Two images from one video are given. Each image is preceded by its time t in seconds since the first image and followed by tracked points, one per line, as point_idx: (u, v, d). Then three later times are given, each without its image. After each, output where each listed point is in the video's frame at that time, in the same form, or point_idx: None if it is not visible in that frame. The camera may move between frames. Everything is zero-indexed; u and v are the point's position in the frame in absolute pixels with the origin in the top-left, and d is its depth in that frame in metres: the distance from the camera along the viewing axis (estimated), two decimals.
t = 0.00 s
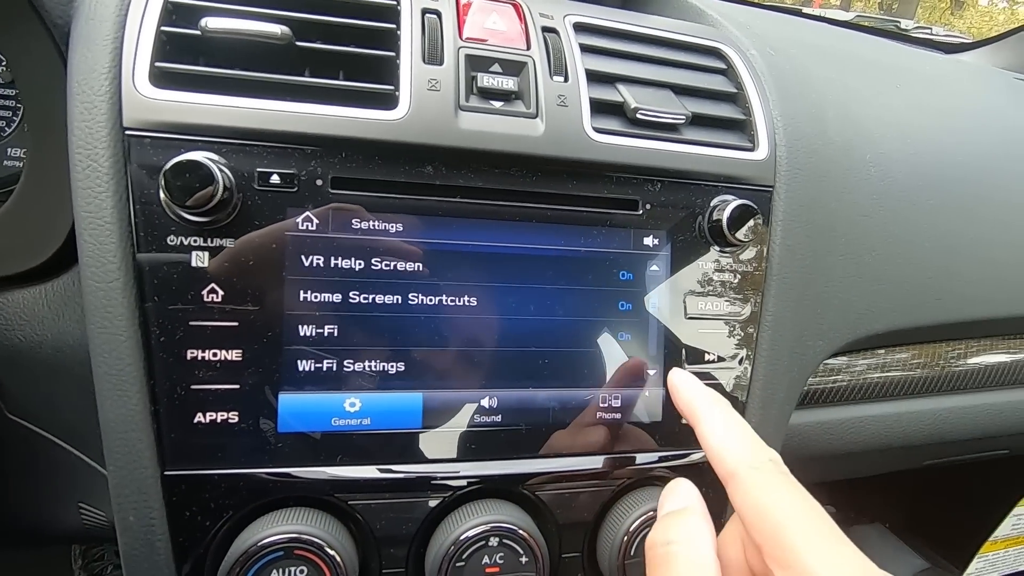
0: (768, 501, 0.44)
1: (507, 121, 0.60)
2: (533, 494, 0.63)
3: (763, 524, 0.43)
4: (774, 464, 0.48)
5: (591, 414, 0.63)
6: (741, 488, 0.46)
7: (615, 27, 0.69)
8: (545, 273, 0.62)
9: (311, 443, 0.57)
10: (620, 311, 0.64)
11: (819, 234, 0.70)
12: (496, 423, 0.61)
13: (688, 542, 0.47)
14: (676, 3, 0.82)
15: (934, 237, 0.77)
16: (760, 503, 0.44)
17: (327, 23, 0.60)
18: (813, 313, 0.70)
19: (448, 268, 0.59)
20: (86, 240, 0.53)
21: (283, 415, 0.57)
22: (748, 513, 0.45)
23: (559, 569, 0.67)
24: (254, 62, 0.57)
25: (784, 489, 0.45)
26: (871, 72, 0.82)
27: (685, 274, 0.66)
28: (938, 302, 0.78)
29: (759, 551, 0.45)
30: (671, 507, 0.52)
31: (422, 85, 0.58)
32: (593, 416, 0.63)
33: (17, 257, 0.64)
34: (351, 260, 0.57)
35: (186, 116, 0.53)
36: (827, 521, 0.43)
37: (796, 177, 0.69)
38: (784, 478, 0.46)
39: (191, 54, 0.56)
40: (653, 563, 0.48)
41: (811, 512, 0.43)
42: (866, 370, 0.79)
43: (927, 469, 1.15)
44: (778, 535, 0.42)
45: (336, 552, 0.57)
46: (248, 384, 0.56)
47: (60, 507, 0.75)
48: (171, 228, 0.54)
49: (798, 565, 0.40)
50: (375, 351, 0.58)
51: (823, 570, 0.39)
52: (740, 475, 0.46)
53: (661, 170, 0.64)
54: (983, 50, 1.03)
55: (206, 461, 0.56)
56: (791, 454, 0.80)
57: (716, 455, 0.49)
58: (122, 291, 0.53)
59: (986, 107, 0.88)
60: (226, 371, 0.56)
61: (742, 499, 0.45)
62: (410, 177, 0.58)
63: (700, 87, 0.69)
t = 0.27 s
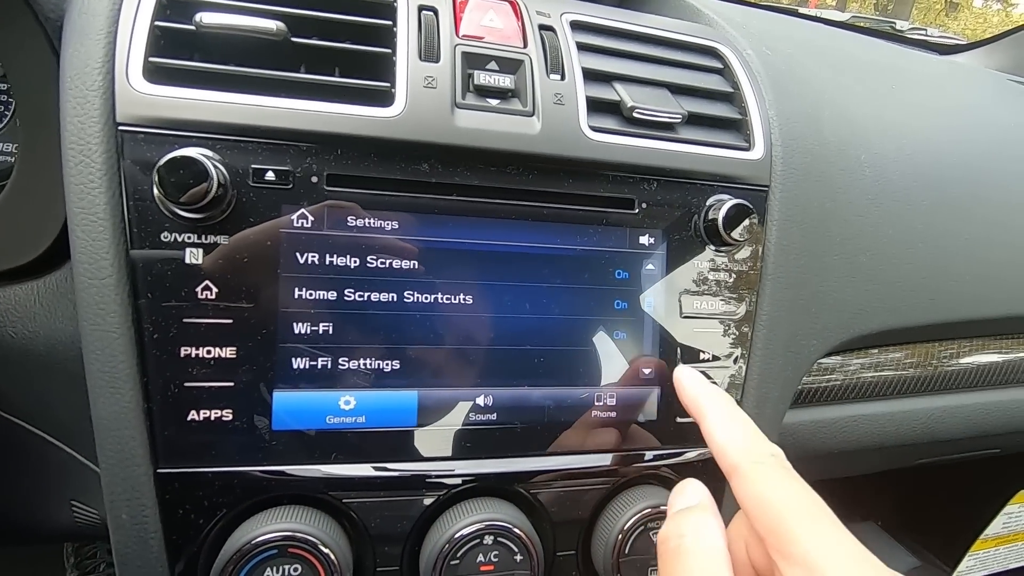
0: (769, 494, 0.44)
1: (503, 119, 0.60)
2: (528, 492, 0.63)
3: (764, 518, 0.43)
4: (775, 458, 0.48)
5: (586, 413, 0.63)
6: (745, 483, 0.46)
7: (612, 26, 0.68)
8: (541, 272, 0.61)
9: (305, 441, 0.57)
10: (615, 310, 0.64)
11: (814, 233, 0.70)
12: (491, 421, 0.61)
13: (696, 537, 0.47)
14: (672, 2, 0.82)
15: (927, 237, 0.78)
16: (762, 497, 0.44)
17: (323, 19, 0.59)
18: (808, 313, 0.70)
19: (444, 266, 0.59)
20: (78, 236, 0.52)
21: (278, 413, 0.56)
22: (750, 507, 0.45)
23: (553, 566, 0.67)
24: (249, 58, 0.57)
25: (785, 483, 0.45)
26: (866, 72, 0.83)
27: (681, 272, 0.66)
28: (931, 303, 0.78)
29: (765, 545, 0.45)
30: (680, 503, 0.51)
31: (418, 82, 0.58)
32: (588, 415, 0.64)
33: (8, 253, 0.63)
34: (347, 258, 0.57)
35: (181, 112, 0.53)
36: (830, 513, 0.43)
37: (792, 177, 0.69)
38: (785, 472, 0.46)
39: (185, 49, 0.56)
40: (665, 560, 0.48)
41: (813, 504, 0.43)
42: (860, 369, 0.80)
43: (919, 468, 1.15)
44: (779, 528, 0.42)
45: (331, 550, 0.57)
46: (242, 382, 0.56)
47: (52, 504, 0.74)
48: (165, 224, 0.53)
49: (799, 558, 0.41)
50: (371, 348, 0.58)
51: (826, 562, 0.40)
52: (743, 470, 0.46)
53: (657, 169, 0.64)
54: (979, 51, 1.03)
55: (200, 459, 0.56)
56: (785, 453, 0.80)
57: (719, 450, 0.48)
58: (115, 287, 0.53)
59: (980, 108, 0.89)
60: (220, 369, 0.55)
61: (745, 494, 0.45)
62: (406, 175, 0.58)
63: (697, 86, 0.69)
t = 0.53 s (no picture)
0: (769, 469, 0.43)
1: (499, 118, 0.60)
2: (524, 491, 0.63)
3: (767, 494, 0.42)
4: (775, 430, 0.46)
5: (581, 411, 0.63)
6: (743, 457, 0.44)
7: (609, 25, 0.68)
8: (538, 270, 0.61)
9: (301, 439, 0.57)
10: (611, 308, 0.64)
11: (809, 233, 0.70)
12: (487, 420, 0.61)
13: (688, 511, 0.46)
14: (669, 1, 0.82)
15: (921, 237, 0.78)
16: (764, 472, 0.43)
17: (320, 16, 0.59)
18: (802, 312, 0.70)
19: (441, 264, 0.59)
20: (73, 233, 0.52)
21: (273, 411, 0.56)
22: (752, 483, 0.43)
23: (549, 565, 0.67)
24: (245, 55, 0.57)
25: (784, 456, 0.43)
26: (862, 72, 0.83)
27: (677, 272, 0.66)
28: (925, 303, 0.79)
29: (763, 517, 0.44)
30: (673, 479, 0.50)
31: (415, 80, 0.58)
32: (584, 413, 0.64)
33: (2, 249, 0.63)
34: (343, 255, 0.57)
35: (176, 109, 0.53)
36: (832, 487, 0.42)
37: (788, 177, 0.70)
38: (784, 443, 0.45)
39: (181, 46, 0.56)
40: (657, 540, 0.47)
41: (814, 477, 0.42)
42: (855, 368, 0.80)
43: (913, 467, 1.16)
44: (781, 506, 0.41)
45: (326, 549, 0.57)
46: (237, 380, 0.56)
47: (45, 503, 0.74)
48: (160, 222, 0.53)
49: (802, 538, 0.40)
50: (368, 347, 0.58)
51: (833, 542, 0.39)
52: (741, 443, 0.44)
53: (653, 168, 0.64)
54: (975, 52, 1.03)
55: (195, 457, 0.56)
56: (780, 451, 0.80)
57: (715, 421, 0.46)
58: (110, 285, 0.52)
59: (974, 108, 0.89)
60: (215, 367, 0.55)
61: (744, 468, 0.44)
62: (403, 173, 0.58)
63: (693, 86, 0.69)
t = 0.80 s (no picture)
0: (719, 362, 0.42)
1: (498, 118, 0.60)
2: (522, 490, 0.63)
3: (712, 380, 0.42)
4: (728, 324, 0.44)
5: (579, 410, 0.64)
6: (695, 349, 0.43)
7: (607, 25, 0.69)
8: (536, 270, 0.62)
9: (299, 438, 0.57)
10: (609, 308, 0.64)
11: (807, 233, 0.71)
12: (485, 419, 0.61)
13: (651, 419, 0.45)
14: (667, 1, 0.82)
15: (918, 237, 0.78)
16: (715, 366, 0.42)
17: (319, 16, 0.59)
18: (799, 312, 0.71)
19: (440, 264, 0.59)
20: (70, 232, 0.52)
21: (271, 410, 0.56)
22: (699, 371, 0.43)
23: (547, 564, 0.67)
24: (244, 54, 0.57)
25: (735, 349, 0.43)
26: (859, 73, 0.83)
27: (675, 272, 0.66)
28: (922, 303, 0.79)
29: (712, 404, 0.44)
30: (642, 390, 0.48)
31: (414, 80, 0.58)
32: (582, 412, 0.64)
33: None
34: (342, 254, 0.57)
35: (175, 108, 0.53)
36: (783, 386, 0.42)
37: (785, 177, 0.70)
38: (734, 334, 0.44)
39: (179, 45, 0.55)
40: (618, 435, 0.47)
41: (761, 370, 0.42)
42: (853, 368, 0.80)
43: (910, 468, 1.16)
44: (726, 397, 0.41)
45: (325, 548, 0.57)
46: (235, 379, 0.56)
47: (43, 503, 0.74)
48: (158, 221, 0.53)
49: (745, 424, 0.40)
50: (366, 346, 0.58)
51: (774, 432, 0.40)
52: (693, 336, 0.43)
53: (651, 168, 0.64)
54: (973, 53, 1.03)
55: (193, 456, 0.56)
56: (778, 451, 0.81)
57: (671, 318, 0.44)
58: (108, 284, 0.52)
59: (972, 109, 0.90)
60: (213, 366, 0.55)
61: (695, 360, 0.43)
62: (401, 172, 0.58)
63: (691, 86, 0.69)
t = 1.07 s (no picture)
0: (827, 403, 0.43)
1: (496, 119, 0.60)
2: (519, 490, 0.64)
3: (820, 425, 0.43)
4: (830, 364, 0.46)
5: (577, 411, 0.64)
6: (799, 390, 0.44)
7: (605, 26, 0.69)
8: (535, 271, 0.62)
9: (297, 438, 0.57)
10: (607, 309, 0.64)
11: (804, 234, 0.71)
12: (483, 419, 0.61)
13: (750, 452, 0.46)
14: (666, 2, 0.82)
15: (915, 239, 0.78)
16: (819, 406, 0.43)
17: (317, 16, 0.59)
18: (796, 313, 0.71)
19: (438, 264, 0.59)
20: (69, 232, 0.52)
21: (269, 411, 0.56)
22: (804, 415, 0.44)
23: (544, 564, 0.67)
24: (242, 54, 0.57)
25: (841, 392, 0.44)
26: (857, 74, 0.83)
27: (673, 272, 0.66)
28: (918, 304, 0.79)
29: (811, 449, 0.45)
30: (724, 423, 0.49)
31: (412, 81, 0.58)
32: (580, 413, 0.64)
33: None
34: (340, 255, 0.57)
35: (173, 108, 0.53)
36: (886, 429, 0.43)
37: (783, 178, 0.70)
38: (840, 376, 0.45)
39: (177, 44, 0.55)
40: (710, 471, 0.47)
41: (871, 416, 0.43)
42: (850, 368, 0.80)
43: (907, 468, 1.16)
44: (837, 441, 0.42)
45: (322, 548, 0.57)
46: (234, 380, 0.56)
47: (39, 503, 0.74)
48: (156, 221, 0.53)
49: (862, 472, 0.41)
50: (364, 346, 0.58)
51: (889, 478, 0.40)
52: (797, 376, 0.44)
53: (649, 169, 0.64)
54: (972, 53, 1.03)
55: (191, 456, 0.56)
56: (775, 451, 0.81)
57: (767, 356, 0.46)
58: (106, 284, 0.52)
59: (968, 110, 0.90)
60: (212, 366, 0.55)
61: (799, 401, 0.44)
62: (399, 173, 0.58)
63: (690, 87, 0.69)
